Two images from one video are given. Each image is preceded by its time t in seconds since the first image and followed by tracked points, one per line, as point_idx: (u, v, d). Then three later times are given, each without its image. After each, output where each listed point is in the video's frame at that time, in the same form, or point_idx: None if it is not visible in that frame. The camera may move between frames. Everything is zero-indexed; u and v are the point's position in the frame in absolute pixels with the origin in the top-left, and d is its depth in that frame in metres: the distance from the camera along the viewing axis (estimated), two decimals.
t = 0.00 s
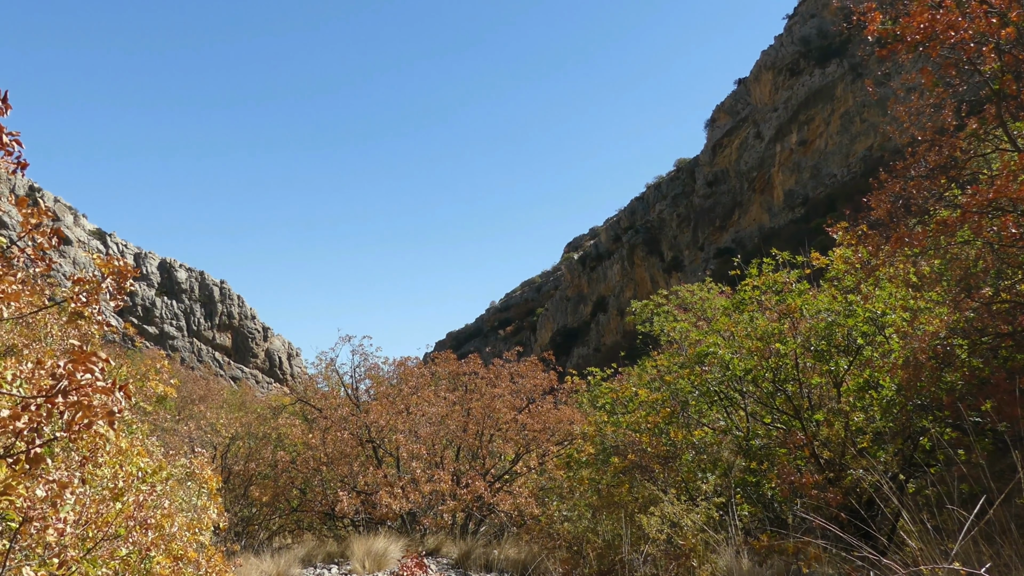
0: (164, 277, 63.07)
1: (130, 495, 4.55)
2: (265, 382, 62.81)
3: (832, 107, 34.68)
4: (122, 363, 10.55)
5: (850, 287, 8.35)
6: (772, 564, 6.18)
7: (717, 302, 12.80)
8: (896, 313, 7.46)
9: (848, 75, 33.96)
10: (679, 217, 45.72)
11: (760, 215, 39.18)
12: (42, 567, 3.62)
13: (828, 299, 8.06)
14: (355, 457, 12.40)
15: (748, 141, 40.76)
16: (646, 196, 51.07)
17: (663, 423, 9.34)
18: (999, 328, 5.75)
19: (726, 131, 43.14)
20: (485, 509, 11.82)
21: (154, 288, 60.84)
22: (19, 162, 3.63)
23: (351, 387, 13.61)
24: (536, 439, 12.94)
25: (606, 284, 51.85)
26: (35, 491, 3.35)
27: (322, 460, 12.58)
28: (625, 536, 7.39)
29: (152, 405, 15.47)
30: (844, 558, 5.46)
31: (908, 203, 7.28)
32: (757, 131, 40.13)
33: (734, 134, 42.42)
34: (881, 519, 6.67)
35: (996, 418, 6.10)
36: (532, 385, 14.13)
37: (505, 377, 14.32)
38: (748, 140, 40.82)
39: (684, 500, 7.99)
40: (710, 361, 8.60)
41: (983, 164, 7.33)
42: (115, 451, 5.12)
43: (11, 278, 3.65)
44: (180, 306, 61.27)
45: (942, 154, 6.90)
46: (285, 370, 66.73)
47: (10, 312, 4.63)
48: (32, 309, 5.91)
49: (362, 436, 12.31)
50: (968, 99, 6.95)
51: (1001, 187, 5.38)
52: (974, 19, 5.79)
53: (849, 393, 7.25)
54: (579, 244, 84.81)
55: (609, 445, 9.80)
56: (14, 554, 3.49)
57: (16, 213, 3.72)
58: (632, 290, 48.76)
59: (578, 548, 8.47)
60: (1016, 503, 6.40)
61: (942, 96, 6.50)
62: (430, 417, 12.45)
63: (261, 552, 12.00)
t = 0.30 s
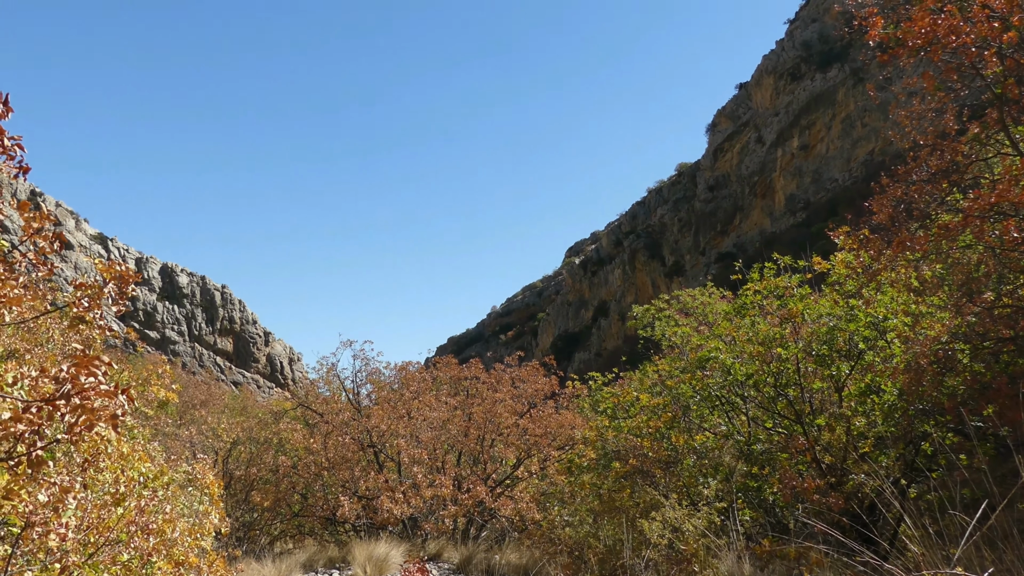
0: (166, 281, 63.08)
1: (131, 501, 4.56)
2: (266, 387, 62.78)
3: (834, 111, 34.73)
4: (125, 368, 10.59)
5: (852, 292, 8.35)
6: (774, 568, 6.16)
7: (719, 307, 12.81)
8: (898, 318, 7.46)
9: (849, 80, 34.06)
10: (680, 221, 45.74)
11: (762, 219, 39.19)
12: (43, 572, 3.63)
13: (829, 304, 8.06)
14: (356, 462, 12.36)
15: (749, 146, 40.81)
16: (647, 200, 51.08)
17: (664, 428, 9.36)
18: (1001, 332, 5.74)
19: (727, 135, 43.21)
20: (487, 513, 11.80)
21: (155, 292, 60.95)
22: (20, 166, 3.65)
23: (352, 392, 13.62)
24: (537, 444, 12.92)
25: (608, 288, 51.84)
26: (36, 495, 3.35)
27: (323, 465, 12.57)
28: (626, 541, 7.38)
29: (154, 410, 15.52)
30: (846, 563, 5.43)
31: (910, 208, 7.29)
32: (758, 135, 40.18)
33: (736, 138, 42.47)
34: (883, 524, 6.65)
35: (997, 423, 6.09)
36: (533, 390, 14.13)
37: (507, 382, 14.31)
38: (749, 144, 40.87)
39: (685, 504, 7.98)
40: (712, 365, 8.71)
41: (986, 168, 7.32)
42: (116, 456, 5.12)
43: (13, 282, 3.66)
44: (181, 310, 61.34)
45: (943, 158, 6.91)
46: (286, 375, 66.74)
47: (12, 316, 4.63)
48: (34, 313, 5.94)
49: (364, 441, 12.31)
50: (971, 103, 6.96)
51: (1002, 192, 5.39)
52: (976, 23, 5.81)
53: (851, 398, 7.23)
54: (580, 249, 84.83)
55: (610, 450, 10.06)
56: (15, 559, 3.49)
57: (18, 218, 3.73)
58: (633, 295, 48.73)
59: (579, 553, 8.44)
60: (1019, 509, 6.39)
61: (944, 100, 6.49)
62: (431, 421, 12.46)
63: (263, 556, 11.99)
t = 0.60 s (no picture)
0: (166, 285, 63.05)
1: (132, 503, 4.57)
2: (267, 391, 62.74)
3: (834, 115, 34.76)
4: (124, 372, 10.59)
5: (852, 296, 8.38)
6: (774, 572, 6.15)
7: (719, 310, 12.84)
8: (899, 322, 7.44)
9: (849, 84, 34.12)
10: (681, 225, 45.76)
11: (762, 223, 39.20)
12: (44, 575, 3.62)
13: (829, 307, 7.95)
14: (356, 465, 12.32)
15: (750, 150, 40.85)
16: (648, 204, 51.12)
17: (664, 432, 9.35)
18: (1001, 337, 5.73)
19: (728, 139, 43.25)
20: (487, 517, 11.79)
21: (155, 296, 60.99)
22: (23, 170, 3.66)
23: (352, 396, 13.62)
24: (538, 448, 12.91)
25: (608, 292, 51.85)
26: (37, 499, 3.35)
27: (324, 468, 12.54)
28: (626, 545, 7.37)
29: (155, 414, 15.54)
30: (847, 566, 5.41)
31: (912, 211, 7.31)
32: (759, 139, 40.23)
33: (736, 142, 42.52)
34: (884, 527, 6.65)
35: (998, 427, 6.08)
36: (533, 394, 14.12)
37: (507, 386, 14.31)
38: (750, 148, 40.90)
39: (685, 508, 7.98)
40: (712, 369, 8.72)
41: (986, 172, 7.32)
42: (117, 459, 5.13)
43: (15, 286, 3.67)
44: (181, 314, 61.37)
45: (944, 162, 6.88)
46: (286, 379, 66.72)
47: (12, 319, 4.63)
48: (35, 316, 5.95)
49: (364, 444, 12.31)
50: (972, 107, 6.97)
51: (1003, 196, 5.41)
52: (978, 27, 5.83)
53: (852, 402, 7.23)
54: (580, 252, 84.85)
55: (611, 453, 10.10)
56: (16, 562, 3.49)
57: (20, 222, 3.75)
58: (634, 299, 48.73)
59: (579, 557, 8.41)
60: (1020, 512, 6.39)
61: (946, 103, 6.50)
62: (431, 425, 12.47)
63: (263, 560, 11.97)
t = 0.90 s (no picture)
0: (168, 289, 63.14)
1: (135, 507, 4.58)
2: (269, 395, 62.76)
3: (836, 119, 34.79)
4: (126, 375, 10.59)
5: (855, 300, 8.40)
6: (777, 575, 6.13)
7: (722, 315, 12.85)
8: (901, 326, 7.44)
9: (852, 87, 34.17)
10: (682, 229, 45.76)
11: (764, 227, 39.21)
12: None
13: (832, 311, 8.04)
14: (358, 469, 12.29)
15: (752, 154, 40.87)
16: (649, 208, 51.09)
17: (667, 435, 9.34)
18: (1004, 341, 5.72)
19: (730, 143, 43.25)
20: (489, 521, 11.78)
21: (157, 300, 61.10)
22: (26, 173, 3.68)
23: (354, 399, 13.61)
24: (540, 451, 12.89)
25: (610, 296, 51.84)
26: (40, 503, 3.36)
27: (326, 471, 12.47)
28: (628, 548, 7.34)
29: (157, 417, 15.56)
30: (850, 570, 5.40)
31: (914, 215, 7.34)
32: (761, 143, 40.27)
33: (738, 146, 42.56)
34: (886, 531, 6.64)
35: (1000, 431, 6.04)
36: (535, 397, 14.12)
37: (509, 389, 14.30)
38: (752, 152, 40.92)
39: (687, 512, 7.99)
40: (714, 373, 8.70)
41: (989, 176, 7.33)
42: (120, 463, 5.15)
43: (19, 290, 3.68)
44: (183, 318, 61.46)
45: (946, 166, 6.92)
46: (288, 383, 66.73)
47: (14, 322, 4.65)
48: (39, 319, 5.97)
49: (366, 448, 12.30)
50: (974, 111, 6.99)
51: (1006, 200, 5.41)
52: (981, 31, 5.89)
53: (853, 406, 7.23)
54: (582, 256, 84.90)
55: (613, 457, 10.02)
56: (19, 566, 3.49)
57: (23, 225, 3.75)
58: (635, 302, 48.70)
59: (581, 561, 8.40)
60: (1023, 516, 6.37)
61: (949, 107, 6.50)
62: (433, 429, 12.45)
63: (265, 563, 11.97)
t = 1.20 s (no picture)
0: (169, 291, 63.10)
1: (136, 509, 4.59)
2: (270, 398, 62.68)
3: (837, 122, 34.82)
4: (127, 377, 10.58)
5: (855, 302, 8.41)
6: None
7: (722, 318, 12.88)
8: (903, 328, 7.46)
9: (853, 90, 34.23)
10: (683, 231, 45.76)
11: (765, 230, 39.23)
12: None
13: (833, 314, 8.03)
14: (359, 471, 12.30)
15: (753, 156, 40.90)
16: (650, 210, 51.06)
17: (667, 438, 9.34)
18: (1005, 343, 5.72)
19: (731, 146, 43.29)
20: (489, 523, 11.78)
21: (158, 302, 61.06)
22: (27, 174, 3.69)
23: (355, 402, 13.61)
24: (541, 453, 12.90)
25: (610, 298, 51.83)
26: (43, 504, 3.36)
27: (326, 473, 12.37)
28: (629, 550, 7.33)
29: (157, 419, 15.54)
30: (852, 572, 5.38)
31: (915, 218, 7.33)
32: (762, 146, 40.30)
33: (739, 148, 42.58)
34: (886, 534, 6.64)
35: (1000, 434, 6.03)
36: (536, 400, 14.13)
37: (510, 392, 14.30)
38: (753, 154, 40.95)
39: (688, 514, 7.99)
40: (715, 375, 8.70)
41: (990, 178, 7.31)
42: (122, 464, 5.16)
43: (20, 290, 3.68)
44: (184, 320, 61.42)
45: (948, 169, 6.92)
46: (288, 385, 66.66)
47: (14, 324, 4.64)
48: (41, 321, 5.96)
49: (367, 450, 12.29)
50: (975, 114, 6.99)
51: (1008, 202, 5.41)
52: (982, 35, 5.90)
53: (854, 408, 7.28)
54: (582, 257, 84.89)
55: (614, 459, 10.03)
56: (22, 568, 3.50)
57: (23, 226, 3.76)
58: (636, 305, 48.67)
59: (582, 563, 8.39)
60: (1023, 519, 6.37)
61: (950, 110, 6.48)
62: (434, 431, 12.46)
63: (265, 565, 11.96)
